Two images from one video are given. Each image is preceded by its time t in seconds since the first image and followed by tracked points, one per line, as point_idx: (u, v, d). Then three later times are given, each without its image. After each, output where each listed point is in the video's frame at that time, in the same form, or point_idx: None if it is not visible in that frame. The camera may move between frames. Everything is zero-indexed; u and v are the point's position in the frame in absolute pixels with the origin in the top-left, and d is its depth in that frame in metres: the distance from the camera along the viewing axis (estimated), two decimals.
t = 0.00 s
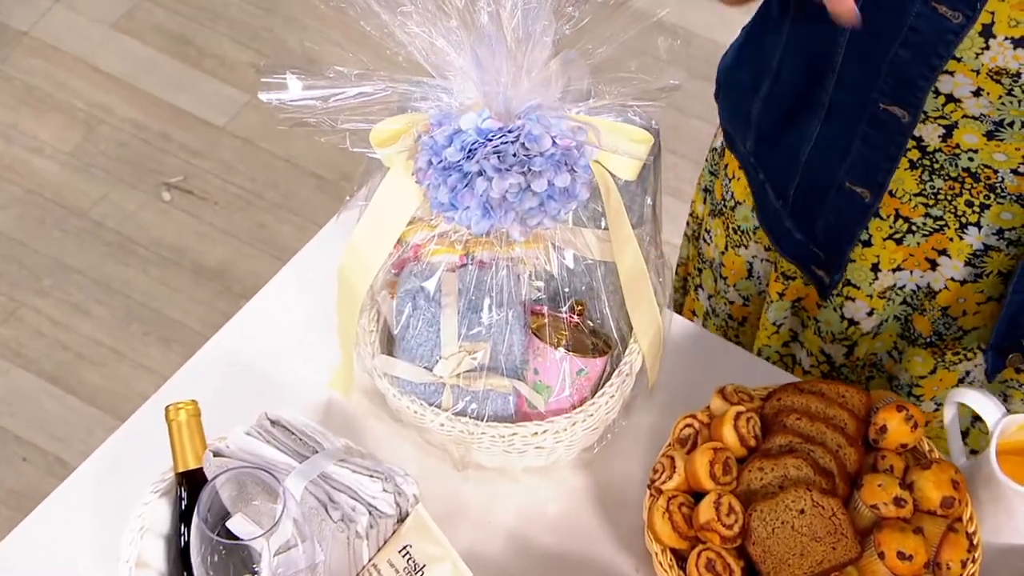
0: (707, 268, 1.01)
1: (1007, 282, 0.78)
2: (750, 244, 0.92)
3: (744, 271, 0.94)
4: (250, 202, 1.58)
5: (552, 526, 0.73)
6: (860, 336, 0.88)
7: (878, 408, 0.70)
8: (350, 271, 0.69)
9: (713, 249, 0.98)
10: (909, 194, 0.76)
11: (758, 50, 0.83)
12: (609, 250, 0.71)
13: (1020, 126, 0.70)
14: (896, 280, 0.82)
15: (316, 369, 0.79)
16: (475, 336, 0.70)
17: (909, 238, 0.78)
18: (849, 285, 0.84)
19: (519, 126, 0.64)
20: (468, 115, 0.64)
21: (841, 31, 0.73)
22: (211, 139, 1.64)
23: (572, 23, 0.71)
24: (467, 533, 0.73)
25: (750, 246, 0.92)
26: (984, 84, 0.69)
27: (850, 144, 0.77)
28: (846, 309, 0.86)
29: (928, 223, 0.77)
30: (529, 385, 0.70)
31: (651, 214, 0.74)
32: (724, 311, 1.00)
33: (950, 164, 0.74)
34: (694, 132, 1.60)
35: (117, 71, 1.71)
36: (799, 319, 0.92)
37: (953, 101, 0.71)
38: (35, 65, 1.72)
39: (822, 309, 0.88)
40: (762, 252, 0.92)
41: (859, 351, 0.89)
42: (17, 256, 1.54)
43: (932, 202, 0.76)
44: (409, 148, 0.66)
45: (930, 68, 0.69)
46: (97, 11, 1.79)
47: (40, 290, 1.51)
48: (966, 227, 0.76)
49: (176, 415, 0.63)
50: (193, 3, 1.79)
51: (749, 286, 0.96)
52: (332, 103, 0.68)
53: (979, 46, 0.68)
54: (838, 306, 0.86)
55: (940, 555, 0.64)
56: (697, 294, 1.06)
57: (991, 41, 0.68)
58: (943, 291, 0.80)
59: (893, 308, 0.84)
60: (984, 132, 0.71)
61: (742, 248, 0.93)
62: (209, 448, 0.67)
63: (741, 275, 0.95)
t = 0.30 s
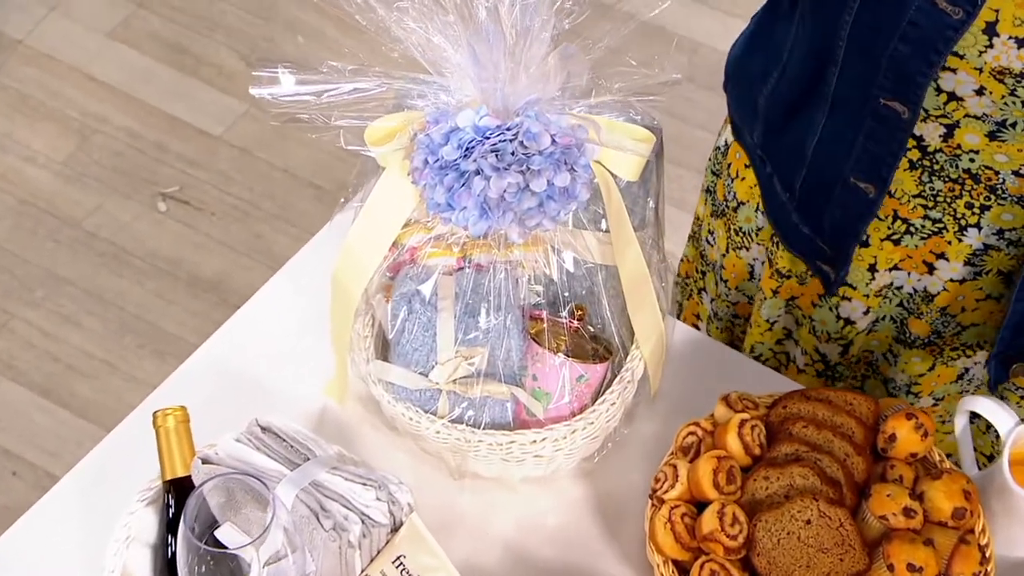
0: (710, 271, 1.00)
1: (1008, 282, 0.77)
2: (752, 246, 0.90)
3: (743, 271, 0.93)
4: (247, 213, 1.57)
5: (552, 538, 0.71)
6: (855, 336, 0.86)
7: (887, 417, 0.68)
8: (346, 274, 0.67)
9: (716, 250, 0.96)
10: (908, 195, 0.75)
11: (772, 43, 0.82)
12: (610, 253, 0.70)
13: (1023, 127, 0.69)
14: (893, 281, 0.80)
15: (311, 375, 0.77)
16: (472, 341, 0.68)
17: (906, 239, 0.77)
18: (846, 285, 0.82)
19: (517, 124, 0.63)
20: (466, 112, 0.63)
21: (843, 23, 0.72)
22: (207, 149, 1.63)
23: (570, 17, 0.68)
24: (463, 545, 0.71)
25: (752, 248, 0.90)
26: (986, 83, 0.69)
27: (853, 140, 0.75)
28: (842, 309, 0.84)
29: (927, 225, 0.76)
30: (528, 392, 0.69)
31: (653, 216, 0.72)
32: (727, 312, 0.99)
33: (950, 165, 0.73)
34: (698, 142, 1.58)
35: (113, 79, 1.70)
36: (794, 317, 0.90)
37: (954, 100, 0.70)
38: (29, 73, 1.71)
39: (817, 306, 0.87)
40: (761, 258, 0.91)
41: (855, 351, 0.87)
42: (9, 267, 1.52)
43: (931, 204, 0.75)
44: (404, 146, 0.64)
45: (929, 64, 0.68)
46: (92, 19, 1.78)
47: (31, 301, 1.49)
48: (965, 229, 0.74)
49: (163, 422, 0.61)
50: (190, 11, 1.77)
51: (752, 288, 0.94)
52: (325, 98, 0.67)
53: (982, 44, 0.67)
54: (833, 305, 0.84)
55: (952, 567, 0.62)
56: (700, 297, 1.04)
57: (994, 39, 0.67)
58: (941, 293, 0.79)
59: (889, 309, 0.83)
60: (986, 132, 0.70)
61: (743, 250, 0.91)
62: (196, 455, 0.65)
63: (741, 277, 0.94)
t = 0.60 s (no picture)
0: (713, 264, 0.98)
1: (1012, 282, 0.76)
2: (751, 242, 0.89)
3: (742, 267, 0.92)
4: (245, 220, 1.55)
5: (551, 544, 0.70)
6: (859, 334, 0.84)
7: (896, 419, 0.66)
8: (340, 270, 0.66)
9: (718, 244, 0.95)
10: (908, 193, 0.74)
11: (772, 31, 0.80)
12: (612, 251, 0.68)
13: None
14: (894, 277, 0.79)
15: (306, 376, 0.76)
16: (469, 340, 0.67)
17: (908, 237, 0.76)
18: (848, 281, 0.81)
19: (516, 117, 0.61)
20: (464, 105, 0.61)
21: (844, 13, 0.71)
22: (205, 155, 1.62)
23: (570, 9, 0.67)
24: (460, 550, 0.69)
25: (751, 244, 0.89)
26: (986, 77, 0.67)
27: (846, 135, 0.75)
28: (844, 307, 0.83)
29: (928, 224, 0.74)
30: (526, 393, 0.67)
31: (656, 214, 0.71)
32: (726, 308, 0.98)
33: (950, 162, 0.71)
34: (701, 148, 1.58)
35: (110, 85, 1.69)
36: (801, 311, 0.89)
37: (955, 95, 0.68)
38: (25, 79, 1.70)
39: (823, 301, 0.85)
40: (757, 253, 0.90)
41: (859, 347, 0.86)
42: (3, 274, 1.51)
43: (932, 202, 0.73)
44: (401, 140, 0.63)
45: (926, 59, 0.67)
46: (89, 24, 1.77)
47: (25, 308, 1.48)
48: (967, 229, 0.73)
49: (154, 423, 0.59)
50: (188, 16, 1.76)
51: (751, 285, 0.93)
52: (320, 90, 0.65)
53: (981, 38, 0.65)
54: (837, 300, 0.83)
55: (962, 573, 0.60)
56: (703, 290, 1.03)
57: (993, 34, 0.65)
58: (944, 294, 0.77)
59: (891, 308, 0.81)
60: (987, 128, 0.68)
61: (743, 245, 0.90)
62: (186, 455, 0.63)
63: (740, 273, 0.93)
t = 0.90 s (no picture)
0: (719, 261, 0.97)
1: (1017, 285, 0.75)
2: (754, 239, 0.88)
3: (743, 262, 0.91)
4: (247, 229, 1.55)
5: (553, 550, 0.69)
6: (862, 336, 0.84)
7: (904, 424, 0.65)
8: (340, 270, 0.65)
9: (724, 239, 0.94)
10: (910, 195, 0.73)
11: (782, 30, 0.79)
12: (618, 252, 0.68)
13: None
14: (897, 281, 0.78)
15: (306, 380, 0.75)
16: (471, 341, 0.66)
17: (911, 240, 0.75)
18: (851, 282, 0.80)
19: (519, 115, 0.61)
20: (466, 102, 0.61)
21: (846, 16, 0.70)
22: (208, 164, 1.61)
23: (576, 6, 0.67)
24: (460, 555, 0.68)
25: (754, 240, 0.88)
26: (986, 83, 0.66)
27: (848, 136, 0.74)
28: (847, 307, 0.82)
29: (931, 227, 0.73)
30: (528, 396, 0.66)
31: (661, 216, 0.70)
32: (723, 304, 0.97)
33: (953, 166, 0.70)
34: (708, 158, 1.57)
35: (113, 94, 1.69)
36: (801, 312, 0.88)
37: (956, 99, 0.68)
38: (28, 88, 1.70)
39: (825, 304, 0.85)
40: (758, 248, 0.89)
41: (862, 351, 0.85)
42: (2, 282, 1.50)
43: (935, 205, 0.72)
44: (402, 138, 0.62)
45: (925, 65, 0.67)
46: (92, 33, 1.77)
47: (25, 317, 1.47)
48: (970, 231, 0.72)
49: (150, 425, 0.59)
50: (192, 25, 1.76)
51: (750, 280, 0.93)
52: (321, 86, 0.65)
53: (981, 44, 0.65)
54: (840, 301, 0.82)
55: None
56: (708, 286, 1.02)
57: (993, 40, 0.65)
58: (949, 296, 0.77)
59: (895, 312, 0.81)
60: (988, 133, 0.68)
61: (745, 242, 0.90)
62: (184, 457, 0.62)
63: (741, 269, 0.92)
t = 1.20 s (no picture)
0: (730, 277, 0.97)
1: None
2: (763, 255, 0.88)
3: (755, 279, 0.91)
4: (252, 246, 1.55)
5: (558, 563, 0.68)
6: (875, 353, 0.83)
7: (911, 436, 0.65)
8: (343, 279, 0.65)
9: (734, 255, 0.94)
10: (922, 208, 0.73)
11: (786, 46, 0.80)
12: (623, 263, 0.68)
13: None
14: (911, 300, 0.77)
15: (310, 390, 0.75)
16: (475, 351, 0.66)
17: (924, 255, 0.74)
18: (873, 292, 0.80)
19: (525, 124, 0.61)
20: (472, 112, 0.61)
21: (841, 26, 0.70)
22: (213, 182, 1.62)
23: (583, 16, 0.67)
24: (464, 568, 0.68)
25: (764, 256, 0.88)
26: (994, 93, 0.67)
27: (850, 148, 0.74)
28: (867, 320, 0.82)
29: (945, 240, 0.73)
30: (533, 407, 0.66)
31: (666, 227, 0.70)
32: (734, 324, 0.97)
33: (964, 178, 0.70)
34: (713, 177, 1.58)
35: (120, 112, 1.70)
36: (828, 326, 0.87)
37: (965, 112, 0.68)
38: (35, 106, 1.71)
39: (852, 310, 0.84)
40: (772, 265, 0.88)
41: (878, 369, 0.84)
42: (7, 299, 1.51)
43: (947, 218, 0.72)
44: (407, 147, 0.63)
45: (919, 72, 0.67)
46: (100, 51, 1.78)
47: (30, 334, 1.47)
48: (984, 244, 0.72)
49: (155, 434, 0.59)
50: (200, 44, 1.77)
51: (760, 298, 0.92)
52: (327, 94, 0.65)
53: (987, 54, 0.66)
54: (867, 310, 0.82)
55: None
56: (721, 302, 1.01)
57: (999, 49, 0.65)
58: (967, 308, 0.76)
59: (910, 331, 0.79)
60: (998, 144, 0.68)
61: (755, 258, 0.89)
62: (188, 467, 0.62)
63: (753, 286, 0.92)
